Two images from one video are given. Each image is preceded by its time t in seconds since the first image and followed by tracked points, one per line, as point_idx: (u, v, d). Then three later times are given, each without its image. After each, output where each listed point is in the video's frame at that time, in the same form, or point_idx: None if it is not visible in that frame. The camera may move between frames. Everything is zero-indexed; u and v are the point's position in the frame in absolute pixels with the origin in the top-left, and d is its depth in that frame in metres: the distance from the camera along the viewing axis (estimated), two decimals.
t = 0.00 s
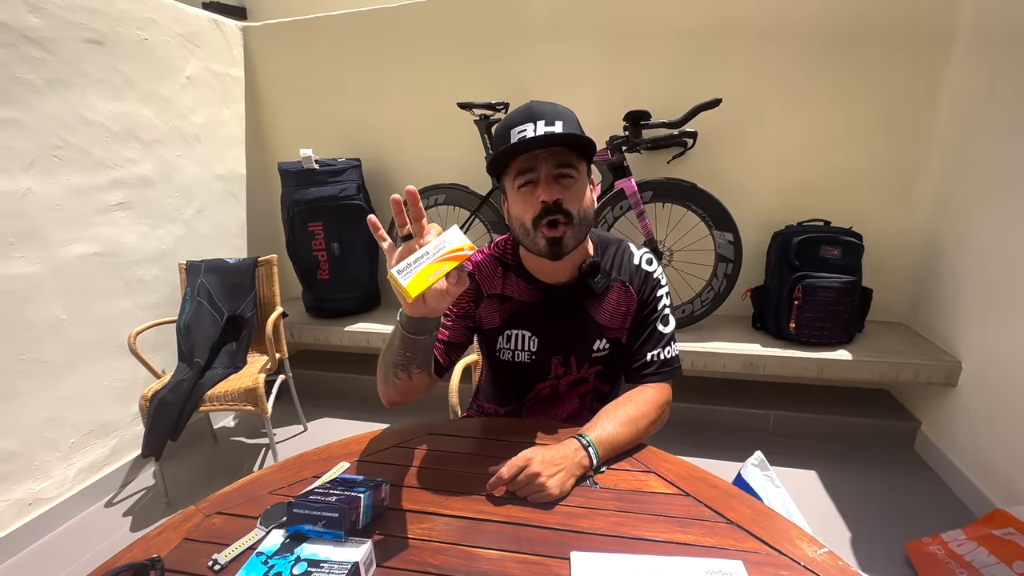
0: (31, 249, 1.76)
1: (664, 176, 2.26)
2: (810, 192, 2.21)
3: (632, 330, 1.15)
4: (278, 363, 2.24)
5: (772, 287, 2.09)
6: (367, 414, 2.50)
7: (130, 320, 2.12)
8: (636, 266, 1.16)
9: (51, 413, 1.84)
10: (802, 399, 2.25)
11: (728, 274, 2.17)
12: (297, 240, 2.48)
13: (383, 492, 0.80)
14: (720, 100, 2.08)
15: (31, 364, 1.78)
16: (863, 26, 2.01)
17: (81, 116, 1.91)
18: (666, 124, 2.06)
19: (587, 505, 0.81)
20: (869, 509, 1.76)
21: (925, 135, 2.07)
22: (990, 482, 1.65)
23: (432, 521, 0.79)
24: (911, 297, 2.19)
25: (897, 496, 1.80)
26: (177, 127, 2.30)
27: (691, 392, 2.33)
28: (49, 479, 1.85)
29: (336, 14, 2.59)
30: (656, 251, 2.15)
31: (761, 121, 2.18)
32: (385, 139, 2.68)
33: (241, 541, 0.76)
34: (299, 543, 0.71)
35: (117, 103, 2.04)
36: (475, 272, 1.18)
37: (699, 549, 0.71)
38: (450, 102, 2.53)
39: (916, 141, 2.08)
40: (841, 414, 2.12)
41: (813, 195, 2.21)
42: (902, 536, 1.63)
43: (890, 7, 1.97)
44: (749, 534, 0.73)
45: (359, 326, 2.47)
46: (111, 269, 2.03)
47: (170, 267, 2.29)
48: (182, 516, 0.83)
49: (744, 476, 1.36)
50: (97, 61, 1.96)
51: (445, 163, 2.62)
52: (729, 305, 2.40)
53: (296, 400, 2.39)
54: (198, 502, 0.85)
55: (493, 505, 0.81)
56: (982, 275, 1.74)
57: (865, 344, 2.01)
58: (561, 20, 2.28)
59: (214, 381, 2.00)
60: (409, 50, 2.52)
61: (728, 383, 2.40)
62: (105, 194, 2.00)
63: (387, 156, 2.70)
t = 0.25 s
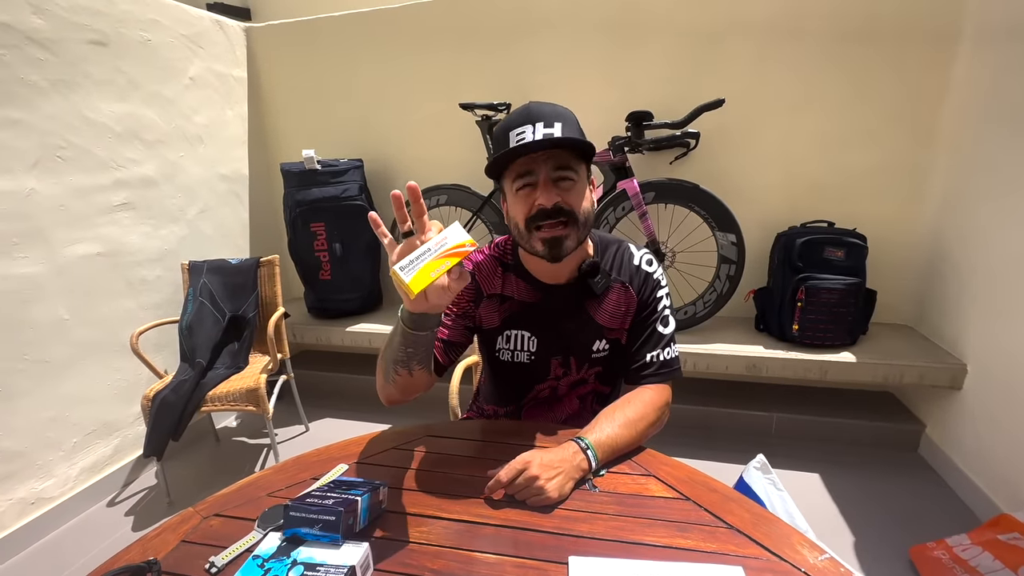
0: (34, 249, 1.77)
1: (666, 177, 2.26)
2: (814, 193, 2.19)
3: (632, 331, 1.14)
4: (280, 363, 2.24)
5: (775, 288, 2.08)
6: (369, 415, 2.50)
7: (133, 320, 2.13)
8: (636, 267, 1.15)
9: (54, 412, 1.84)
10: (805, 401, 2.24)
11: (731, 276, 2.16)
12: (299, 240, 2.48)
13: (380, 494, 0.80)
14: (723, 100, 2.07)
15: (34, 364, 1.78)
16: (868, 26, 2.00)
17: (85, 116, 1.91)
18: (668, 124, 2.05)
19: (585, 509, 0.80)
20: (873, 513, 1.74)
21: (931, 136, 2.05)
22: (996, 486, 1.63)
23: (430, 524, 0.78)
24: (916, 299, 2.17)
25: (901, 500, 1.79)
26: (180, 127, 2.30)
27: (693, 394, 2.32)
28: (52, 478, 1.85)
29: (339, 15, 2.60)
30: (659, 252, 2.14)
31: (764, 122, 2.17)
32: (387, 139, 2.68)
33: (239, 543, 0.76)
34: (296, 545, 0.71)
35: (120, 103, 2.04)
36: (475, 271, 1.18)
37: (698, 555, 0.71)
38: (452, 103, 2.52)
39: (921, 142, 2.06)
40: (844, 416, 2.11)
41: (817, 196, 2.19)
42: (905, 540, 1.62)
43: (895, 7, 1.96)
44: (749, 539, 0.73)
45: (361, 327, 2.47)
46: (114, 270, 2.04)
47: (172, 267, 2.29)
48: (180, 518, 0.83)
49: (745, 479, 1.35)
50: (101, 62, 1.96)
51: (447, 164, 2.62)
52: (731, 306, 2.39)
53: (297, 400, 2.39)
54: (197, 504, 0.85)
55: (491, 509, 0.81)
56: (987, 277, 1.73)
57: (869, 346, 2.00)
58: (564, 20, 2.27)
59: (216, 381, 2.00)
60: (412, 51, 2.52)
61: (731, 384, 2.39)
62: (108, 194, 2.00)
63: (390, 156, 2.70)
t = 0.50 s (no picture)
0: (36, 248, 1.78)
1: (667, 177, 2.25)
2: (816, 194, 2.19)
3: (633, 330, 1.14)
4: (280, 363, 2.25)
5: (776, 289, 2.08)
6: (370, 414, 2.50)
7: (134, 319, 2.13)
8: (636, 266, 1.15)
9: (56, 411, 1.85)
10: (807, 402, 2.23)
11: (732, 276, 2.15)
12: (300, 240, 2.49)
13: (379, 494, 0.80)
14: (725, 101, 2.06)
15: (36, 363, 1.79)
16: (871, 26, 1.99)
17: (86, 116, 1.92)
18: (669, 125, 2.05)
19: (584, 509, 0.80)
20: (874, 514, 1.74)
21: (933, 136, 2.04)
22: (998, 488, 1.63)
23: (429, 524, 0.78)
24: (918, 299, 2.17)
25: (902, 501, 1.78)
26: (182, 127, 2.31)
27: (694, 394, 2.31)
28: (53, 477, 1.86)
29: (340, 15, 2.60)
30: (660, 252, 2.14)
31: (766, 122, 2.17)
32: (388, 139, 2.68)
33: (238, 542, 0.76)
34: (294, 545, 0.71)
35: (122, 103, 2.05)
36: (476, 269, 1.18)
37: (697, 556, 0.70)
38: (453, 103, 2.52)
39: (923, 143, 2.05)
40: (845, 417, 2.10)
41: (819, 196, 2.19)
42: (907, 541, 1.62)
43: (898, 7, 1.95)
44: (748, 540, 0.73)
45: (362, 327, 2.47)
46: (116, 269, 2.04)
47: (174, 266, 2.29)
48: (179, 517, 0.83)
49: (746, 480, 1.35)
50: (103, 62, 1.97)
51: (448, 164, 2.62)
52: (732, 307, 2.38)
53: (298, 400, 2.39)
54: (196, 503, 0.85)
55: (490, 509, 0.81)
56: (990, 278, 1.72)
57: (870, 347, 2.00)
58: (565, 20, 2.27)
59: (217, 380, 2.01)
60: (413, 51, 2.52)
61: (732, 385, 2.38)
62: (110, 194, 2.01)
63: (391, 156, 2.70)
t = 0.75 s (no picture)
0: (35, 248, 1.78)
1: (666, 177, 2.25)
2: (814, 194, 2.19)
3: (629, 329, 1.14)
4: (279, 362, 2.25)
5: (775, 289, 2.08)
6: (369, 414, 2.50)
7: (134, 319, 2.13)
8: (633, 265, 1.15)
9: (55, 411, 1.85)
10: (805, 402, 2.23)
11: (731, 276, 2.16)
12: (299, 240, 2.49)
13: (375, 493, 0.80)
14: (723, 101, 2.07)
15: (36, 362, 1.79)
16: (871, 26, 1.99)
17: (86, 116, 1.92)
18: (668, 125, 2.05)
19: (579, 508, 0.80)
20: (872, 514, 1.74)
21: (931, 136, 2.04)
22: (995, 489, 1.63)
23: (425, 523, 0.79)
24: (916, 300, 2.17)
25: (900, 502, 1.79)
26: (181, 127, 2.31)
27: (692, 395, 2.32)
28: (52, 476, 1.86)
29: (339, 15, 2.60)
30: (658, 253, 2.14)
31: (765, 122, 2.17)
32: (388, 139, 2.68)
33: (234, 541, 0.76)
34: (290, 544, 0.72)
35: (122, 103, 2.05)
36: (473, 268, 1.18)
37: (691, 555, 0.71)
38: (452, 103, 2.53)
39: (922, 143, 2.06)
40: (843, 418, 2.11)
41: (817, 196, 2.19)
42: (904, 541, 1.62)
43: (896, 7, 1.96)
44: (742, 540, 0.73)
45: (361, 326, 2.47)
46: (115, 268, 2.04)
47: (173, 266, 2.30)
48: (176, 516, 0.83)
49: (743, 480, 1.35)
50: (102, 62, 1.97)
51: (448, 164, 2.62)
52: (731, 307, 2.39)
53: (297, 399, 2.39)
54: (193, 502, 0.85)
55: (486, 508, 0.81)
56: (987, 279, 1.72)
57: (868, 348, 2.00)
58: (564, 20, 2.27)
59: (216, 379, 2.01)
60: (412, 51, 2.53)
61: (730, 385, 2.39)
62: (109, 194, 2.01)
63: (390, 156, 2.70)
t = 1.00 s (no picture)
0: (31, 247, 1.77)
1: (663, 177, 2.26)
2: (811, 194, 2.19)
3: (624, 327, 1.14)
4: (276, 362, 2.25)
5: (771, 289, 2.08)
6: (365, 413, 2.50)
7: (130, 318, 2.13)
8: (626, 264, 1.16)
9: (51, 410, 1.85)
10: (801, 402, 2.24)
11: (727, 276, 2.16)
12: (296, 239, 2.49)
13: (369, 493, 0.80)
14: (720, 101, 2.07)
15: (31, 362, 1.78)
16: (867, 27, 2.00)
17: (82, 115, 1.92)
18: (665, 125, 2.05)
19: (573, 508, 0.80)
20: (867, 514, 1.75)
21: (927, 137, 2.05)
22: (990, 488, 1.63)
23: (418, 522, 0.79)
24: (912, 300, 2.18)
25: (895, 501, 1.79)
26: (178, 125, 2.30)
27: (689, 394, 2.32)
28: (48, 476, 1.85)
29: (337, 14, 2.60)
30: (655, 252, 2.15)
31: (762, 123, 2.17)
32: (385, 139, 2.68)
33: (227, 541, 0.76)
34: (283, 543, 0.72)
35: (118, 102, 2.04)
36: (468, 266, 1.18)
37: (684, 554, 0.71)
38: (450, 103, 2.53)
39: (918, 144, 2.06)
40: (840, 418, 2.11)
41: (814, 197, 2.19)
42: (899, 541, 1.63)
43: (893, 8, 1.96)
44: (735, 539, 0.73)
45: (358, 326, 2.47)
46: (111, 267, 2.04)
47: (169, 265, 2.29)
48: (170, 516, 0.83)
49: (739, 480, 1.36)
50: (98, 60, 1.96)
51: (445, 163, 2.62)
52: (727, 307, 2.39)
53: (294, 399, 2.39)
54: (187, 502, 0.85)
55: (480, 508, 0.81)
56: (983, 279, 1.73)
57: (864, 348, 2.00)
58: (562, 20, 2.27)
59: (212, 379, 2.01)
60: (409, 50, 2.52)
61: (727, 385, 2.39)
62: (105, 193, 2.00)
63: (387, 156, 2.70)
